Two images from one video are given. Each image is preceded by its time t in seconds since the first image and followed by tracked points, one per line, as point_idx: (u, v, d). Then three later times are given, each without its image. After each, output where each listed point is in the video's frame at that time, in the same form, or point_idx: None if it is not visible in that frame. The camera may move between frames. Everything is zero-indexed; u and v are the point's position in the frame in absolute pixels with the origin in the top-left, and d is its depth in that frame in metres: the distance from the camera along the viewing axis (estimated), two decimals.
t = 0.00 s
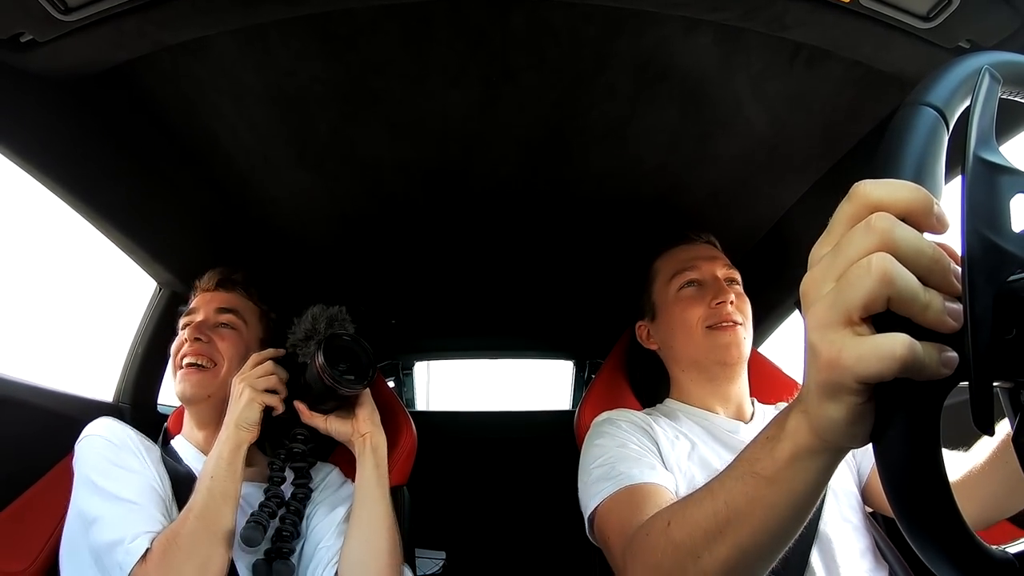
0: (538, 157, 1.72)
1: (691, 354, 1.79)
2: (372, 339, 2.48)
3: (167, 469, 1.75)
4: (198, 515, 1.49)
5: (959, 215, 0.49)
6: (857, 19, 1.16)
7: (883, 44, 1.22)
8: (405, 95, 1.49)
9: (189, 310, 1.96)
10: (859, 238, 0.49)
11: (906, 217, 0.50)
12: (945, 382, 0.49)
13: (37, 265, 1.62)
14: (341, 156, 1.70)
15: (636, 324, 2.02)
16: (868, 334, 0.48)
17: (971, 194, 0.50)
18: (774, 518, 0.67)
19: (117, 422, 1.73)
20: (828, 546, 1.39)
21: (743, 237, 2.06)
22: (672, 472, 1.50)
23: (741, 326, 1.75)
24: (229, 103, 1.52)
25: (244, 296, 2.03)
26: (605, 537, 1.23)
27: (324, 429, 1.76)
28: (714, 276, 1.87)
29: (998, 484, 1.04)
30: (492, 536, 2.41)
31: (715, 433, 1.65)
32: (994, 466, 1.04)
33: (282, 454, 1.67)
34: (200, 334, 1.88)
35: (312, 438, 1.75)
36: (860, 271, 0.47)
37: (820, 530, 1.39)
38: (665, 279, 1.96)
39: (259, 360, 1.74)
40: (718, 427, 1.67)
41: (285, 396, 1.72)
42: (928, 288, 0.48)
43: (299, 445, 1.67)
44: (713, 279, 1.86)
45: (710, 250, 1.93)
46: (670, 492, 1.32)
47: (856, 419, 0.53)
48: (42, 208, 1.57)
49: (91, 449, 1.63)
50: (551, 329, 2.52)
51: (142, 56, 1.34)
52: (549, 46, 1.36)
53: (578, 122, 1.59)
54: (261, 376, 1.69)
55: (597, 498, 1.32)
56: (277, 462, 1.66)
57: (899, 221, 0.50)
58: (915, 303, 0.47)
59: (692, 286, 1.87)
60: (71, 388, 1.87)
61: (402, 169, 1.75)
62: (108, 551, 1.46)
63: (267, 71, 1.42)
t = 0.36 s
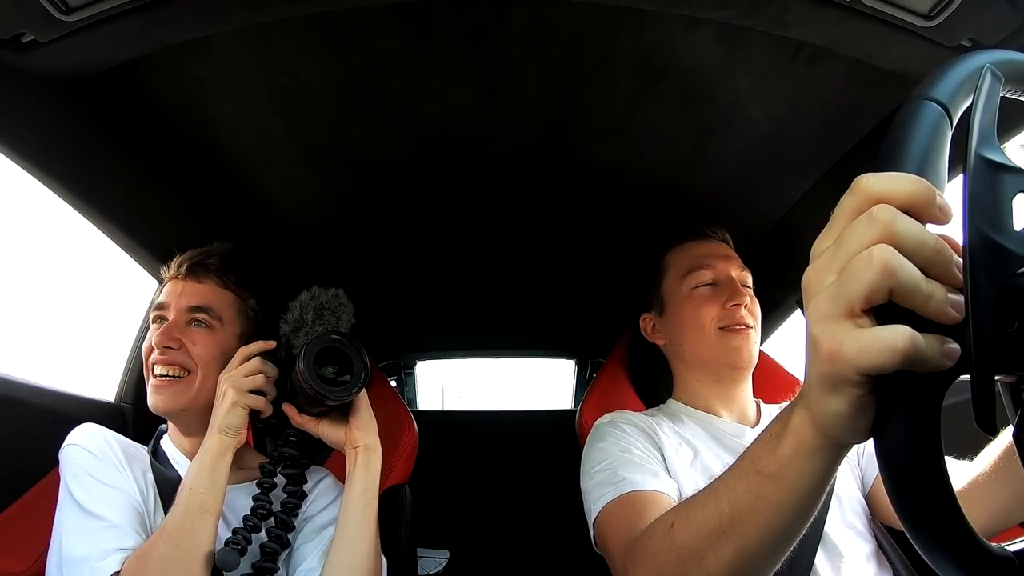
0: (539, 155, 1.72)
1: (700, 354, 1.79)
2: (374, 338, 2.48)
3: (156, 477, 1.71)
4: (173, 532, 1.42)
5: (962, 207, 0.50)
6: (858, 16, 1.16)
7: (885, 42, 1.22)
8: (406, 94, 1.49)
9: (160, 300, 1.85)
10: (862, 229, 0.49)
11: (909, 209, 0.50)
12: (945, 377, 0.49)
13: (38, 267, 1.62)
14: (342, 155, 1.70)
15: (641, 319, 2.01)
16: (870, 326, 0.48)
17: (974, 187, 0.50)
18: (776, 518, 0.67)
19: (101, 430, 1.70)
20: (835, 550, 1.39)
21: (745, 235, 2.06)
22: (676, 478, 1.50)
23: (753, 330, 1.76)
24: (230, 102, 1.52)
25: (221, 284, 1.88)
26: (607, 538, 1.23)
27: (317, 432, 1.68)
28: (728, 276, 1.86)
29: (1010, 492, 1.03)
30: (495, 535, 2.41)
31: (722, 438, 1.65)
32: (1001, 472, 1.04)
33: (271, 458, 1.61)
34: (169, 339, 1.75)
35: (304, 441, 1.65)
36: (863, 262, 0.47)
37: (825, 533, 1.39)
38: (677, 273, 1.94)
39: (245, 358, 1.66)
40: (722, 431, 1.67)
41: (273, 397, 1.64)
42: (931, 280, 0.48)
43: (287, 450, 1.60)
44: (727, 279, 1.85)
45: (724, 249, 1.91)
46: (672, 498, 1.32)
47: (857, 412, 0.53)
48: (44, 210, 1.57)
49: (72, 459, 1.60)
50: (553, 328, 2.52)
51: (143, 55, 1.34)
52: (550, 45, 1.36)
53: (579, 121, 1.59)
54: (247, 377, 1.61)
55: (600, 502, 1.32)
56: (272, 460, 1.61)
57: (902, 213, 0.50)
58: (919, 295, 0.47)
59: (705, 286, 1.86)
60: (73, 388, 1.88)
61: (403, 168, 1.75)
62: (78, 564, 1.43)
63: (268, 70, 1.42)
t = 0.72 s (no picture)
0: (537, 155, 1.72)
1: (702, 348, 1.78)
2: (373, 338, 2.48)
3: (156, 477, 1.72)
4: (186, 523, 1.44)
5: (960, 210, 0.49)
6: (856, 14, 1.15)
7: (883, 41, 1.22)
8: (404, 94, 1.49)
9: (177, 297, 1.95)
10: (861, 238, 0.49)
11: (907, 215, 0.50)
12: (946, 380, 0.49)
13: (40, 269, 1.60)
14: (340, 155, 1.70)
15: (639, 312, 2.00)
16: (870, 336, 0.48)
17: (972, 189, 0.50)
18: (773, 521, 0.67)
19: (97, 434, 1.69)
20: (835, 547, 1.39)
21: (743, 234, 2.06)
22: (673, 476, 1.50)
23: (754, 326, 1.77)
24: (229, 103, 1.52)
25: (232, 288, 2.00)
26: (604, 539, 1.23)
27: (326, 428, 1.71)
28: (731, 272, 1.87)
29: (1009, 483, 1.03)
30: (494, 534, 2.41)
31: (722, 433, 1.65)
32: (999, 466, 1.05)
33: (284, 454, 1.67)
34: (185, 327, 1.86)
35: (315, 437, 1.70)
36: (863, 273, 0.47)
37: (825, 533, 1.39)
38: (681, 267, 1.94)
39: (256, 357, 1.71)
40: (720, 428, 1.67)
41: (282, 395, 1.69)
42: (931, 286, 0.48)
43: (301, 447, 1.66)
44: (731, 275, 1.86)
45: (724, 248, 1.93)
46: (669, 497, 1.32)
47: (857, 420, 0.53)
48: (44, 211, 1.57)
49: (72, 460, 1.59)
50: (552, 327, 2.52)
51: (141, 56, 1.34)
52: (548, 44, 1.36)
53: (577, 120, 1.59)
54: (259, 375, 1.66)
55: (598, 500, 1.32)
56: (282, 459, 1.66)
57: (900, 219, 0.50)
58: (920, 303, 0.47)
59: (710, 279, 1.86)
60: (72, 389, 1.87)
61: (402, 168, 1.75)
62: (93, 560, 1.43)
63: (267, 71, 1.42)
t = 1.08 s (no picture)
0: (538, 156, 1.72)
1: (699, 351, 1.79)
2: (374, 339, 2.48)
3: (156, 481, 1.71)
4: (191, 531, 1.44)
5: (961, 215, 0.49)
6: (857, 16, 1.15)
7: (884, 42, 1.21)
8: (405, 95, 1.49)
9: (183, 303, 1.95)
10: (861, 250, 0.49)
11: (907, 224, 0.50)
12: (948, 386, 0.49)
13: (40, 270, 1.61)
14: (341, 157, 1.70)
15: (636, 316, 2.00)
16: (871, 348, 0.48)
17: (973, 191, 0.50)
18: (774, 528, 0.67)
19: (99, 439, 1.70)
20: (835, 551, 1.39)
21: (745, 235, 2.06)
22: (674, 479, 1.50)
23: (752, 329, 1.77)
24: (230, 104, 1.52)
25: (236, 291, 1.99)
26: (603, 542, 1.23)
27: (332, 443, 1.72)
28: (727, 275, 1.87)
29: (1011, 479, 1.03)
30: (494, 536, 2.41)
31: (721, 435, 1.65)
32: (1002, 463, 1.04)
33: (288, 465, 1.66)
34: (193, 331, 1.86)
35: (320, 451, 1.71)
36: (864, 286, 0.47)
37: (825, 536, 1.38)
38: (677, 271, 1.94)
39: (267, 368, 1.69)
40: (721, 432, 1.66)
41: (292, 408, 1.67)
42: (931, 296, 0.48)
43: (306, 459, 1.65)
44: (728, 278, 1.86)
45: (723, 250, 1.93)
46: (669, 501, 1.32)
47: (858, 431, 0.53)
48: (45, 212, 1.57)
49: (73, 468, 1.60)
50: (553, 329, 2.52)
51: (142, 57, 1.34)
52: (549, 45, 1.36)
53: (578, 122, 1.59)
54: (270, 387, 1.64)
55: (596, 503, 1.32)
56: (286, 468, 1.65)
57: (900, 229, 0.50)
58: (920, 314, 0.47)
59: (707, 282, 1.86)
60: (73, 390, 1.88)
61: (403, 170, 1.75)
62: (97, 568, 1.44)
63: (267, 72, 1.42)
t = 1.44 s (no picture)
0: (541, 157, 1.72)
1: (689, 352, 1.79)
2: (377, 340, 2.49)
3: (163, 480, 1.72)
4: (199, 536, 1.42)
5: (962, 216, 0.49)
6: (860, 17, 1.15)
7: (887, 42, 1.21)
8: (407, 97, 1.49)
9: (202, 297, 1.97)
10: (863, 249, 0.48)
11: (909, 222, 0.50)
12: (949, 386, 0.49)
13: (42, 271, 1.62)
14: (344, 158, 1.70)
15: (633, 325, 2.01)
16: (874, 347, 0.48)
17: (975, 191, 0.50)
18: (777, 530, 0.67)
19: (112, 440, 1.72)
20: (838, 550, 1.38)
21: (748, 236, 2.05)
22: (678, 480, 1.50)
23: (742, 326, 1.76)
24: (232, 105, 1.52)
25: (258, 288, 2.01)
26: (607, 545, 1.23)
27: (348, 448, 1.75)
28: (713, 274, 1.87)
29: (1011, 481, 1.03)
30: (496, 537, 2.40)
31: (725, 432, 1.65)
32: (1004, 466, 1.03)
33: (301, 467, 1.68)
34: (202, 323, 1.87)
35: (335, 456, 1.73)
36: (867, 286, 0.47)
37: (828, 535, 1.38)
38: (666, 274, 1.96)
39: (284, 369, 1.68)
40: (723, 426, 1.67)
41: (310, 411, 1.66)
42: (934, 295, 0.47)
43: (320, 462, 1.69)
44: (713, 278, 1.87)
45: (711, 248, 1.92)
46: (672, 503, 1.31)
47: (860, 430, 0.53)
48: (48, 213, 1.58)
49: (82, 468, 1.61)
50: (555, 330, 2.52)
51: (145, 58, 1.34)
52: (551, 46, 1.36)
53: (580, 122, 1.59)
54: (286, 389, 1.63)
55: (599, 506, 1.32)
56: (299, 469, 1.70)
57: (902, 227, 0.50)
58: (924, 313, 0.47)
59: (691, 283, 1.87)
60: (76, 391, 1.88)
61: (405, 170, 1.75)
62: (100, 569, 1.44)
63: (270, 73, 1.42)
